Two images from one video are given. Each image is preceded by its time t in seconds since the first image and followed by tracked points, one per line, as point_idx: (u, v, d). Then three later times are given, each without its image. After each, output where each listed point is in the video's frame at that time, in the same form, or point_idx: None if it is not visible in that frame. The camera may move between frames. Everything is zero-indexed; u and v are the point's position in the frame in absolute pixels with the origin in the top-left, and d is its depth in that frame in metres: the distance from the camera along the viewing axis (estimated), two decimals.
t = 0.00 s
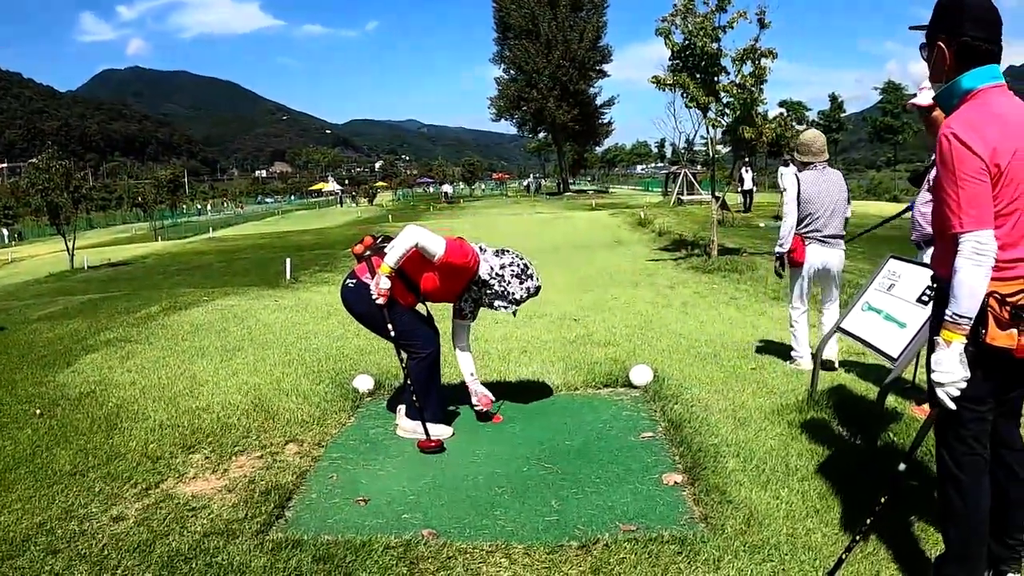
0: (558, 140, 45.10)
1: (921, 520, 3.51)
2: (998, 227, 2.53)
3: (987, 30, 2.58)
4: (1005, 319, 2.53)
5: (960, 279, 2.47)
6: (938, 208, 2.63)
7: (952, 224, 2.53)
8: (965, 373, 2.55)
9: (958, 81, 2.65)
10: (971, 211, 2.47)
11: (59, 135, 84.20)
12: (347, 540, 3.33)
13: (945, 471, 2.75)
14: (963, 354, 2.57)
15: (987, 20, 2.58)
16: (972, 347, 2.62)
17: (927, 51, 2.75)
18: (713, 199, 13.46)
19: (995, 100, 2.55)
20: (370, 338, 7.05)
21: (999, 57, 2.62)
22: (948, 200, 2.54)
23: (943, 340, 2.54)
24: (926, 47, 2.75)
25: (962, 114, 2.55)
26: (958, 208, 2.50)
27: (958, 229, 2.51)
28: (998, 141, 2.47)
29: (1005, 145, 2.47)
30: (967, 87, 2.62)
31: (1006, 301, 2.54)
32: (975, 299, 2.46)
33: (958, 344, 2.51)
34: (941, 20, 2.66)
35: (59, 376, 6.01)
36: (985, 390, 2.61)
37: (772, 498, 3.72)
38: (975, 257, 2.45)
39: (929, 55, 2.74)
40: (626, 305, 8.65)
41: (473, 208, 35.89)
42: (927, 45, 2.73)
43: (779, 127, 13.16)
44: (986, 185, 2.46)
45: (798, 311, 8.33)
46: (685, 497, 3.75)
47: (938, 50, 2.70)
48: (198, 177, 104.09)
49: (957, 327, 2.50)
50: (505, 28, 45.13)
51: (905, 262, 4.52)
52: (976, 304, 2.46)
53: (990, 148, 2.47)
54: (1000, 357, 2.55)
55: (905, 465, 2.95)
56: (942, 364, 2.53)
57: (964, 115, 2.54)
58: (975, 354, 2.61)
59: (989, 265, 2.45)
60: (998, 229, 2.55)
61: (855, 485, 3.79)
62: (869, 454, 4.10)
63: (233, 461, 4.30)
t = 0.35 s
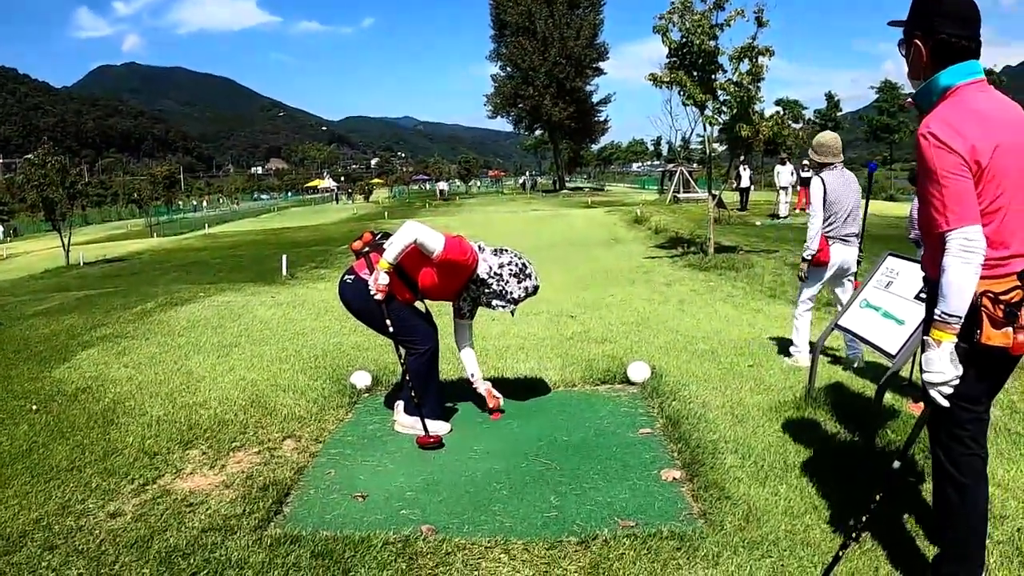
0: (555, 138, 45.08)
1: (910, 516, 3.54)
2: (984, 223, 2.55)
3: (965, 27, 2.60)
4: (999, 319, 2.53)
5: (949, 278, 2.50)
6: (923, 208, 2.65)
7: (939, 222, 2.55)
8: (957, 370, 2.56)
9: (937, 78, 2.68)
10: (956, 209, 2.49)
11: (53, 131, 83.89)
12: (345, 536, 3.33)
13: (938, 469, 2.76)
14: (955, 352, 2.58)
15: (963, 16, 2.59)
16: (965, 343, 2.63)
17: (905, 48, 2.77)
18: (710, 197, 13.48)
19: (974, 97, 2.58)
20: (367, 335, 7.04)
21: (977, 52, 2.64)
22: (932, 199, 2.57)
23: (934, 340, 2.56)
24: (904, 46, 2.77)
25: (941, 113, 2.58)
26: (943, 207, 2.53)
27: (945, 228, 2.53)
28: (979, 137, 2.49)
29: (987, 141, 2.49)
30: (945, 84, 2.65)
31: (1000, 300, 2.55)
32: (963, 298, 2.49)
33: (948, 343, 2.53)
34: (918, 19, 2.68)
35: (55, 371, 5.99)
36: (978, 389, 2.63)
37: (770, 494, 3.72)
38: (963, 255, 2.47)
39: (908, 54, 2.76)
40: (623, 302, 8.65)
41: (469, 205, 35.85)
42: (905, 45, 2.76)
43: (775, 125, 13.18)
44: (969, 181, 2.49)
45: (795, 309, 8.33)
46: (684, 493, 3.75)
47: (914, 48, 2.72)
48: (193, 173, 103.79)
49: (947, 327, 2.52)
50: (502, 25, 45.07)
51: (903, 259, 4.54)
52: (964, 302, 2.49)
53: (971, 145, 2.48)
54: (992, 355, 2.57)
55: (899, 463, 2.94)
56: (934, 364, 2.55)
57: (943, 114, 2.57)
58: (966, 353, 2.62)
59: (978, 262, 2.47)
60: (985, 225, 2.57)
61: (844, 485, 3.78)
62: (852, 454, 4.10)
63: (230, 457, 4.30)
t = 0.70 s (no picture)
0: (551, 135, 45.04)
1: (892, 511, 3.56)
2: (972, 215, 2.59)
3: (960, 30, 2.62)
4: (981, 308, 2.61)
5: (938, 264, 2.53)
6: (913, 199, 2.69)
7: (929, 212, 2.60)
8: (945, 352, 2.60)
9: (929, 77, 2.71)
10: (946, 199, 2.54)
11: (49, 127, 83.59)
12: (342, 531, 3.32)
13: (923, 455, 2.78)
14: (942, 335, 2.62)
15: (961, 15, 2.62)
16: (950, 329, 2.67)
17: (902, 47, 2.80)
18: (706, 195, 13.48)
19: (966, 96, 2.62)
20: (364, 331, 7.02)
21: (970, 55, 2.67)
22: (923, 190, 2.62)
23: (923, 321, 2.59)
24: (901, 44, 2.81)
25: (932, 108, 2.63)
26: (933, 197, 2.57)
27: (934, 216, 2.58)
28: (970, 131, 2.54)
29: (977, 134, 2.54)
30: (936, 83, 2.69)
31: (982, 290, 2.62)
32: (953, 283, 2.52)
33: (937, 325, 2.56)
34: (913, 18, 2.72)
35: (50, 367, 5.97)
36: (962, 375, 2.68)
37: (768, 491, 3.72)
38: (952, 241, 2.51)
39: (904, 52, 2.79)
40: (620, 300, 8.64)
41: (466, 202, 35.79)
42: (902, 43, 2.79)
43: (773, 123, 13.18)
44: (957, 174, 2.54)
45: (793, 307, 8.34)
46: (681, 490, 3.74)
47: (911, 46, 2.75)
48: (189, 170, 103.56)
49: (936, 309, 2.55)
50: (499, 22, 45.04)
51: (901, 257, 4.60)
52: (954, 287, 2.52)
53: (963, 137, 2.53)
54: (975, 342, 2.62)
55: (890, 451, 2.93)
56: (923, 344, 2.58)
57: (935, 110, 2.61)
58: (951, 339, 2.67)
59: (967, 249, 2.50)
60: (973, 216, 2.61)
61: (830, 484, 3.76)
62: (835, 453, 4.09)
63: (227, 453, 4.28)
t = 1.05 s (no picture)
0: (548, 135, 45.02)
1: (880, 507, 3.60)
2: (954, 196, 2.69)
3: (953, 24, 2.72)
4: (963, 287, 2.68)
5: (915, 239, 2.63)
6: (899, 180, 2.80)
7: (912, 189, 2.70)
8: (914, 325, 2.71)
9: (920, 68, 2.81)
10: (930, 177, 2.64)
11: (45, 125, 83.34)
12: (338, 531, 3.32)
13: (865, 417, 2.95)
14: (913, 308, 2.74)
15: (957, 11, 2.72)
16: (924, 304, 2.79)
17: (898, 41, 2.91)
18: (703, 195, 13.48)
19: (957, 85, 2.72)
20: (361, 330, 7.02)
21: (962, 50, 2.77)
22: (909, 169, 2.72)
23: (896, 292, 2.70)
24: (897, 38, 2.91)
25: (923, 95, 2.73)
26: (917, 175, 2.68)
27: (916, 193, 2.68)
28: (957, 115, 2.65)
29: (963, 119, 2.65)
30: (927, 74, 2.78)
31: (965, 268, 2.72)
32: (929, 256, 2.62)
33: (910, 296, 2.67)
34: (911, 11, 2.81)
35: (47, 365, 5.95)
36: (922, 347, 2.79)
37: (765, 490, 3.72)
38: (933, 216, 2.61)
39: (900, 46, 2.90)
40: (617, 299, 8.64)
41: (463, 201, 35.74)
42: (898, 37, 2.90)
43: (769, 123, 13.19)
44: (942, 155, 2.64)
45: (790, 307, 8.34)
46: (678, 489, 3.75)
47: (906, 40, 2.86)
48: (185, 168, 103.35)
49: (911, 281, 2.66)
50: (496, 21, 45.03)
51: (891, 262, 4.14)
52: (929, 261, 2.63)
53: (950, 120, 2.64)
54: (955, 320, 2.72)
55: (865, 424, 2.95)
56: (894, 314, 2.69)
57: (925, 96, 2.72)
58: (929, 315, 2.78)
59: (944, 225, 2.62)
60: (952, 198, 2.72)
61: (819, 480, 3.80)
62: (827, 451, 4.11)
63: (223, 452, 4.27)
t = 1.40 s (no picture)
0: (546, 134, 45.01)
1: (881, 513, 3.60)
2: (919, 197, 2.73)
3: (918, 22, 2.72)
4: (934, 286, 2.72)
5: (877, 241, 2.66)
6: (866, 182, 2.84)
7: (877, 192, 2.73)
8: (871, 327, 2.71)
9: (887, 68, 2.83)
10: (893, 179, 2.67)
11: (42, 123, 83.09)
12: (339, 529, 3.31)
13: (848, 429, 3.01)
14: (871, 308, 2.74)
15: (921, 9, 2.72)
16: (885, 304, 2.81)
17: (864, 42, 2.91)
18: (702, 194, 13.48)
19: (922, 84, 2.74)
20: (360, 328, 7.00)
21: (928, 48, 2.79)
22: (873, 172, 2.75)
23: (855, 294, 2.71)
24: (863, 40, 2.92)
25: (888, 95, 2.76)
26: (881, 178, 2.71)
27: (880, 196, 2.71)
28: (919, 116, 2.68)
29: (926, 119, 2.68)
30: (893, 74, 2.81)
31: (934, 268, 2.73)
32: (889, 259, 2.65)
33: (868, 299, 2.68)
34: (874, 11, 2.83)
35: (45, 364, 5.93)
36: (893, 348, 2.81)
37: (766, 489, 3.71)
38: (896, 219, 2.65)
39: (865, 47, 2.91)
40: (616, 298, 8.63)
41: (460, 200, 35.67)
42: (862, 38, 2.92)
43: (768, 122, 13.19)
44: (905, 157, 2.68)
45: (789, 306, 8.33)
46: (680, 488, 3.74)
47: (871, 39, 2.86)
48: (182, 166, 103.17)
49: (870, 283, 2.66)
50: (494, 20, 45.01)
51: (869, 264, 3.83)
52: (889, 263, 2.65)
53: (912, 121, 2.67)
54: (927, 319, 2.74)
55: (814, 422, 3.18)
56: (849, 315, 2.70)
57: (890, 96, 2.74)
58: (901, 315, 2.79)
59: (907, 228, 2.65)
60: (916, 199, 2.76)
61: (819, 479, 3.79)
62: (833, 448, 4.10)
63: (223, 450, 4.26)
